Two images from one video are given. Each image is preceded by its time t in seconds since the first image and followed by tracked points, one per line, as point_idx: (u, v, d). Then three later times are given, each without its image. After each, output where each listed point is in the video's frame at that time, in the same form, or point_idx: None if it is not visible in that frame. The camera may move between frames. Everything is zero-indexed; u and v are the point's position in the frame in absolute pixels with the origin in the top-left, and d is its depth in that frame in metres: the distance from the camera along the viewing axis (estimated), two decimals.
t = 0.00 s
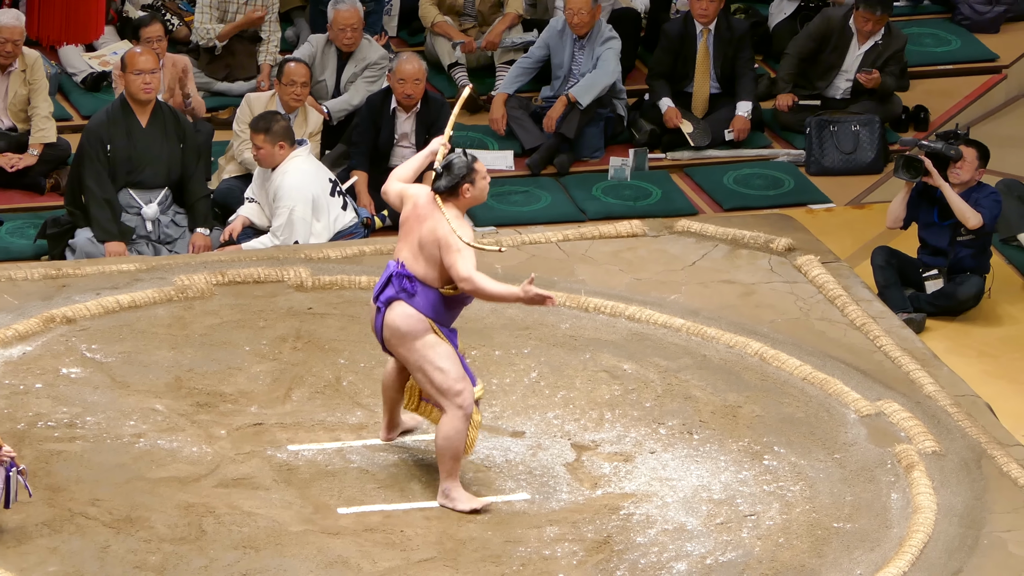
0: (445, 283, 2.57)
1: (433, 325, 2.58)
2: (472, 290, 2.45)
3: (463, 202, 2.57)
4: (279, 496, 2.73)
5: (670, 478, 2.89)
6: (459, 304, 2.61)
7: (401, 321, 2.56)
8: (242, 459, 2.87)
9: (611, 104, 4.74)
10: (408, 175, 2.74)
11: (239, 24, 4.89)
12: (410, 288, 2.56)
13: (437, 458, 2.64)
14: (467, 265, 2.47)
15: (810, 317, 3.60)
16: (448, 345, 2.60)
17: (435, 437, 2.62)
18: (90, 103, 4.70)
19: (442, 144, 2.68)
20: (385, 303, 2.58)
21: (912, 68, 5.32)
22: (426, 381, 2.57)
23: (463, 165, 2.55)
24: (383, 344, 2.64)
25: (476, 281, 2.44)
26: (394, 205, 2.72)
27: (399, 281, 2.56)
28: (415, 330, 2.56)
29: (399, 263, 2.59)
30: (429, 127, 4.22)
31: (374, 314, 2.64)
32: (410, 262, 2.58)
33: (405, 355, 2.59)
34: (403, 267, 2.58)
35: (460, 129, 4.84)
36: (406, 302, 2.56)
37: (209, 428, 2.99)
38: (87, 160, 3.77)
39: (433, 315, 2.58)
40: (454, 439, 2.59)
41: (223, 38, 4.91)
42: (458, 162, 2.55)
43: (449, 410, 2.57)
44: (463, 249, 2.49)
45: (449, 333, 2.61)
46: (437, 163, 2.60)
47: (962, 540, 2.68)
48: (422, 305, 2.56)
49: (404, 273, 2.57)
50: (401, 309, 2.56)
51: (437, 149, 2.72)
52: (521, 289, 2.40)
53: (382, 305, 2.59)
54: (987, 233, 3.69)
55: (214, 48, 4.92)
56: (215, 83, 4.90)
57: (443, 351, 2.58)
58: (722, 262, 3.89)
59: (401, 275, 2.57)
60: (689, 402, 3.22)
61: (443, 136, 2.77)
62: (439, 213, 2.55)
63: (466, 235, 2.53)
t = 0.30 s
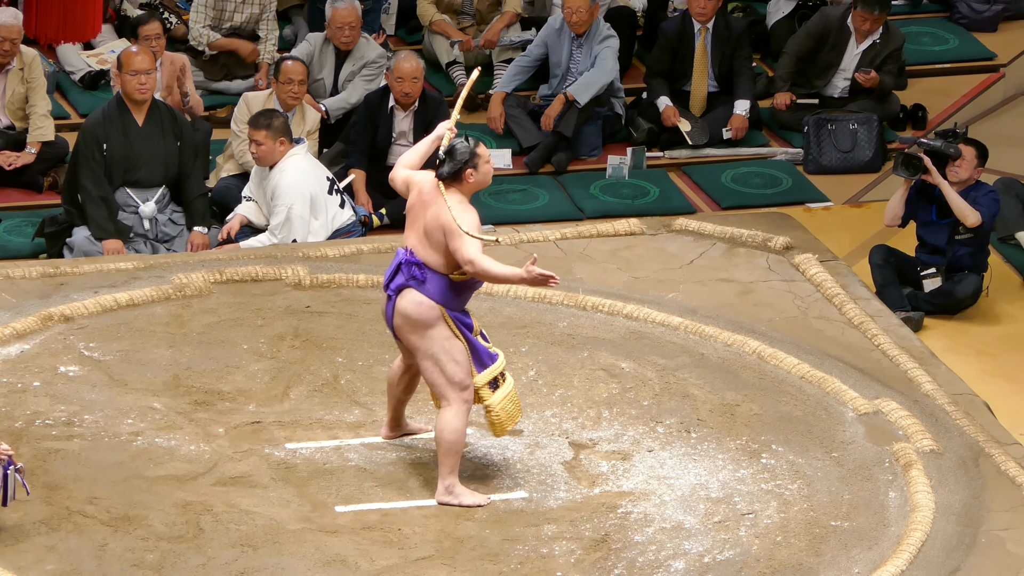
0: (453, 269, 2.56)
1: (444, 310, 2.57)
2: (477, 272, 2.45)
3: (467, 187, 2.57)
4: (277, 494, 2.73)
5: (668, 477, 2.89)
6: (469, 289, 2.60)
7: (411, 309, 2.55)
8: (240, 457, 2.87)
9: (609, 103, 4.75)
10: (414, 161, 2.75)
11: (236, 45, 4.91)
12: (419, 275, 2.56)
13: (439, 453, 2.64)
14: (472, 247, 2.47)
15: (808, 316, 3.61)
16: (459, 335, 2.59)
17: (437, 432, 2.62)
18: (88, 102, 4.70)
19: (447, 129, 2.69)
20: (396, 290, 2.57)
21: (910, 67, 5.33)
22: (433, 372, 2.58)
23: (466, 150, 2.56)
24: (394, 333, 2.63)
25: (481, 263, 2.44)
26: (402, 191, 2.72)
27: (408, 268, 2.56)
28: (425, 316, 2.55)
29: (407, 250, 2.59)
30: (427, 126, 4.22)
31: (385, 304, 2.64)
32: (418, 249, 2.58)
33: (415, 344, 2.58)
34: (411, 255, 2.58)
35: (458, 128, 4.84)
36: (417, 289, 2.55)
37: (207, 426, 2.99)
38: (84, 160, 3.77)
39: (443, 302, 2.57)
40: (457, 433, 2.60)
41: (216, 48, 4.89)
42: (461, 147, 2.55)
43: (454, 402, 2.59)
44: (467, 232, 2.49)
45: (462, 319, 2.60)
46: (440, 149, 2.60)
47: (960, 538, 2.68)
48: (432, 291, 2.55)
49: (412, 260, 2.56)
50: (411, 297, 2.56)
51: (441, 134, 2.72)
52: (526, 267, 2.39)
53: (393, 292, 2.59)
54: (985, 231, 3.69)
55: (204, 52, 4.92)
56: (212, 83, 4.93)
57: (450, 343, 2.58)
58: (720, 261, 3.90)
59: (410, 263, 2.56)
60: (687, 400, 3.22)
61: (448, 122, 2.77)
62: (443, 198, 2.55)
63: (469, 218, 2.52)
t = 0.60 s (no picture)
0: (457, 262, 2.56)
1: (452, 304, 2.57)
2: (476, 265, 2.44)
3: (467, 179, 2.57)
4: (275, 493, 2.73)
5: (666, 476, 2.89)
6: (479, 279, 2.60)
7: (420, 305, 2.58)
8: (238, 456, 2.87)
9: (606, 102, 4.73)
10: (416, 157, 2.75)
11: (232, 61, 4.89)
12: (426, 270, 2.57)
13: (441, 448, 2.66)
14: (469, 239, 2.46)
15: (805, 315, 3.61)
16: (463, 330, 2.59)
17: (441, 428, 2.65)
18: (86, 101, 4.71)
19: (444, 121, 2.68)
20: (406, 288, 2.60)
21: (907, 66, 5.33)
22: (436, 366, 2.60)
23: (463, 142, 2.56)
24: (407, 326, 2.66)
25: (478, 256, 2.43)
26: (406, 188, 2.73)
27: (415, 266, 2.58)
28: (432, 312, 2.57)
29: (414, 246, 2.60)
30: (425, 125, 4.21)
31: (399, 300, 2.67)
32: (423, 244, 2.59)
33: (422, 336, 2.61)
34: (417, 251, 2.59)
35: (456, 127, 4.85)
36: (425, 286, 2.57)
37: (205, 426, 2.99)
38: (81, 159, 3.77)
39: (452, 295, 2.57)
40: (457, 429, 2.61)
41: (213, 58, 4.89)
42: (458, 139, 2.55)
43: (455, 399, 2.60)
44: (466, 224, 2.48)
45: (470, 311, 2.60)
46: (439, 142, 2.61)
47: (957, 538, 2.68)
48: (439, 286, 2.57)
49: (419, 256, 2.58)
50: (419, 293, 2.58)
51: (441, 127, 2.71)
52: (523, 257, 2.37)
53: (404, 290, 2.62)
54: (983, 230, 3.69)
55: (201, 57, 4.92)
56: (211, 82, 4.91)
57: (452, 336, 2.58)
58: (718, 260, 3.90)
59: (416, 259, 2.58)
60: (685, 399, 3.22)
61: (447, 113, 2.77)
62: (443, 192, 2.55)
63: (469, 209, 2.51)
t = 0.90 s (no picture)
0: (456, 258, 2.56)
1: (453, 300, 2.58)
2: (473, 260, 2.44)
3: (465, 174, 2.57)
4: (274, 493, 2.73)
5: (664, 476, 2.89)
6: (481, 275, 2.59)
7: (421, 301, 2.58)
8: (237, 456, 2.87)
9: (605, 102, 4.73)
10: (419, 153, 2.75)
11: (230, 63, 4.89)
12: (426, 267, 2.58)
13: (440, 447, 2.68)
14: (467, 235, 2.46)
15: (804, 315, 3.61)
16: (462, 329, 2.58)
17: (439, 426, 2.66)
18: (85, 101, 4.71)
19: (444, 115, 2.68)
20: (408, 284, 2.62)
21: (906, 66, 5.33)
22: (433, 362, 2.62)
23: (461, 136, 2.55)
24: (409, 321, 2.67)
25: (474, 251, 2.43)
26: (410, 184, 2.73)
27: (416, 262, 2.59)
28: (430, 309, 2.57)
29: (415, 243, 2.61)
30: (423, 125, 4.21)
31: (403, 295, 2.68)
32: (424, 241, 2.59)
33: (423, 333, 2.62)
34: (418, 248, 2.59)
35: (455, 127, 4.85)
36: (425, 283, 2.58)
37: (204, 425, 2.99)
38: (80, 159, 3.77)
39: (452, 291, 2.57)
40: (453, 427, 2.62)
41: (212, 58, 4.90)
42: (454, 134, 2.54)
43: (449, 397, 2.61)
44: (462, 220, 2.48)
45: (471, 307, 2.60)
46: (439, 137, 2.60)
47: (956, 538, 2.68)
48: (439, 283, 2.57)
49: (419, 253, 2.59)
50: (420, 290, 2.58)
51: (442, 122, 2.71)
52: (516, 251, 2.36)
53: (407, 286, 2.63)
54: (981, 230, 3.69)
55: (200, 57, 4.93)
56: (210, 81, 4.91)
57: (450, 335, 2.58)
58: (716, 260, 3.90)
59: (417, 256, 2.59)
60: (684, 399, 3.22)
61: (448, 107, 2.75)
62: (441, 188, 2.55)
63: (467, 204, 2.51)
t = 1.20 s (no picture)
0: (464, 257, 2.56)
1: (460, 301, 2.58)
2: (482, 256, 2.43)
3: (472, 173, 2.57)
4: (273, 493, 2.73)
5: (664, 476, 2.89)
6: (488, 276, 2.59)
7: (428, 301, 2.57)
8: (236, 456, 2.87)
9: (605, 102, 4.73)
10: (427, 156, 2.75)
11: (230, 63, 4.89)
12: (433, 267, 2.57)
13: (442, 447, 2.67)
14: (476, 232, 2.45)
15: (803, 315, 3.61)
16: (468, 329, 2.58)
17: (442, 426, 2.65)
18: (84, 100, 4.71)
19: (453, 119, 2.69)
20: (413, 285, 2.60)
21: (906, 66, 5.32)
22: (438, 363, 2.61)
23: (469, 136, 2.55)
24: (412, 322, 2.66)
25: (484, 246, 2.42)
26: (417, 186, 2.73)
27: (422, 263, 2.58)
28: (437, 310, 2.57)
29: (422, 243, 2.60)
30: (423, 125, 4.21)
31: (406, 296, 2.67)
32: (431, 241, 2.59)
33: (428, 335, 2.61)
34: (425, 248, 2.59)
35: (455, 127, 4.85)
36: (432, 283, 2.57)
37: (204, 425, 2.99)
38: (79, 159, 3.77)
39: (459, 291, 2.57)
40: (457, 427, 2.61)
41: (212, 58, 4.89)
42: (463, 134, 2.55)
43: (455, 398, 2.61)
44: (471, 217, 2.48)
45: (477, 308, 2.60)
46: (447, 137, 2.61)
47: (955, 538, 2.68)
48: (446, 283, 2.56)
49: (426, 253, 2.58)
50: (426, 289, 2.58)
51: (450, 125, 2.71)
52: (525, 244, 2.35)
53: (412, 287, 2.62)
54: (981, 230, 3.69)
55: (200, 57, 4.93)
56: (209, 81, 4.92)
57: (457, 336, 2.58)
58: (716, 260, 3.90)
59: (424, 256, 2.58)
60: (683, 399, 3.22)
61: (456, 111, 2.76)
62: (449, 187, 2.55)
63: (474, 202, 2.51)
